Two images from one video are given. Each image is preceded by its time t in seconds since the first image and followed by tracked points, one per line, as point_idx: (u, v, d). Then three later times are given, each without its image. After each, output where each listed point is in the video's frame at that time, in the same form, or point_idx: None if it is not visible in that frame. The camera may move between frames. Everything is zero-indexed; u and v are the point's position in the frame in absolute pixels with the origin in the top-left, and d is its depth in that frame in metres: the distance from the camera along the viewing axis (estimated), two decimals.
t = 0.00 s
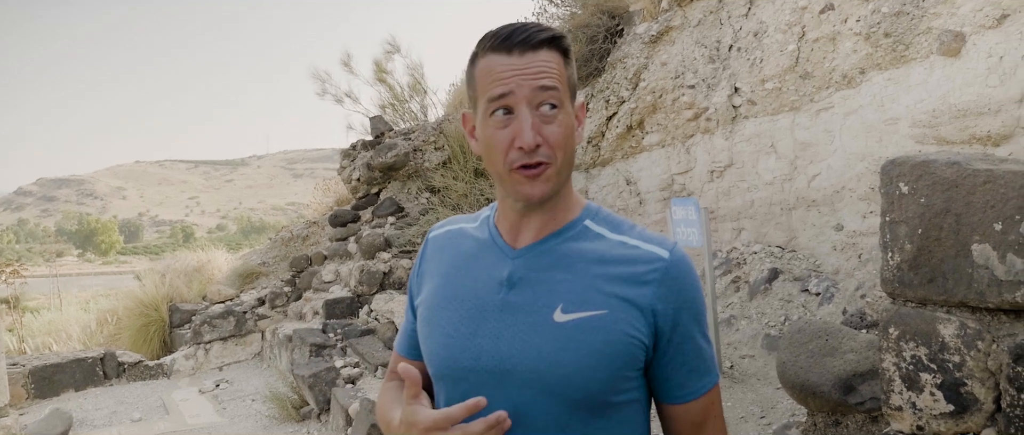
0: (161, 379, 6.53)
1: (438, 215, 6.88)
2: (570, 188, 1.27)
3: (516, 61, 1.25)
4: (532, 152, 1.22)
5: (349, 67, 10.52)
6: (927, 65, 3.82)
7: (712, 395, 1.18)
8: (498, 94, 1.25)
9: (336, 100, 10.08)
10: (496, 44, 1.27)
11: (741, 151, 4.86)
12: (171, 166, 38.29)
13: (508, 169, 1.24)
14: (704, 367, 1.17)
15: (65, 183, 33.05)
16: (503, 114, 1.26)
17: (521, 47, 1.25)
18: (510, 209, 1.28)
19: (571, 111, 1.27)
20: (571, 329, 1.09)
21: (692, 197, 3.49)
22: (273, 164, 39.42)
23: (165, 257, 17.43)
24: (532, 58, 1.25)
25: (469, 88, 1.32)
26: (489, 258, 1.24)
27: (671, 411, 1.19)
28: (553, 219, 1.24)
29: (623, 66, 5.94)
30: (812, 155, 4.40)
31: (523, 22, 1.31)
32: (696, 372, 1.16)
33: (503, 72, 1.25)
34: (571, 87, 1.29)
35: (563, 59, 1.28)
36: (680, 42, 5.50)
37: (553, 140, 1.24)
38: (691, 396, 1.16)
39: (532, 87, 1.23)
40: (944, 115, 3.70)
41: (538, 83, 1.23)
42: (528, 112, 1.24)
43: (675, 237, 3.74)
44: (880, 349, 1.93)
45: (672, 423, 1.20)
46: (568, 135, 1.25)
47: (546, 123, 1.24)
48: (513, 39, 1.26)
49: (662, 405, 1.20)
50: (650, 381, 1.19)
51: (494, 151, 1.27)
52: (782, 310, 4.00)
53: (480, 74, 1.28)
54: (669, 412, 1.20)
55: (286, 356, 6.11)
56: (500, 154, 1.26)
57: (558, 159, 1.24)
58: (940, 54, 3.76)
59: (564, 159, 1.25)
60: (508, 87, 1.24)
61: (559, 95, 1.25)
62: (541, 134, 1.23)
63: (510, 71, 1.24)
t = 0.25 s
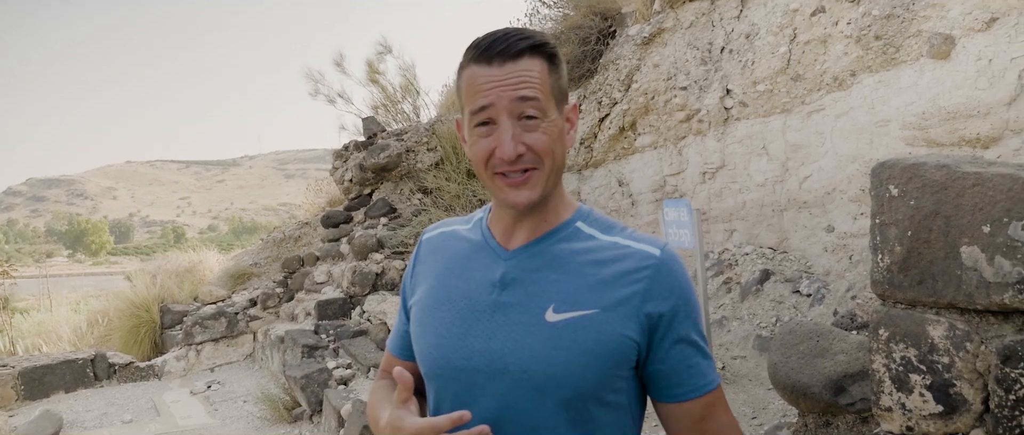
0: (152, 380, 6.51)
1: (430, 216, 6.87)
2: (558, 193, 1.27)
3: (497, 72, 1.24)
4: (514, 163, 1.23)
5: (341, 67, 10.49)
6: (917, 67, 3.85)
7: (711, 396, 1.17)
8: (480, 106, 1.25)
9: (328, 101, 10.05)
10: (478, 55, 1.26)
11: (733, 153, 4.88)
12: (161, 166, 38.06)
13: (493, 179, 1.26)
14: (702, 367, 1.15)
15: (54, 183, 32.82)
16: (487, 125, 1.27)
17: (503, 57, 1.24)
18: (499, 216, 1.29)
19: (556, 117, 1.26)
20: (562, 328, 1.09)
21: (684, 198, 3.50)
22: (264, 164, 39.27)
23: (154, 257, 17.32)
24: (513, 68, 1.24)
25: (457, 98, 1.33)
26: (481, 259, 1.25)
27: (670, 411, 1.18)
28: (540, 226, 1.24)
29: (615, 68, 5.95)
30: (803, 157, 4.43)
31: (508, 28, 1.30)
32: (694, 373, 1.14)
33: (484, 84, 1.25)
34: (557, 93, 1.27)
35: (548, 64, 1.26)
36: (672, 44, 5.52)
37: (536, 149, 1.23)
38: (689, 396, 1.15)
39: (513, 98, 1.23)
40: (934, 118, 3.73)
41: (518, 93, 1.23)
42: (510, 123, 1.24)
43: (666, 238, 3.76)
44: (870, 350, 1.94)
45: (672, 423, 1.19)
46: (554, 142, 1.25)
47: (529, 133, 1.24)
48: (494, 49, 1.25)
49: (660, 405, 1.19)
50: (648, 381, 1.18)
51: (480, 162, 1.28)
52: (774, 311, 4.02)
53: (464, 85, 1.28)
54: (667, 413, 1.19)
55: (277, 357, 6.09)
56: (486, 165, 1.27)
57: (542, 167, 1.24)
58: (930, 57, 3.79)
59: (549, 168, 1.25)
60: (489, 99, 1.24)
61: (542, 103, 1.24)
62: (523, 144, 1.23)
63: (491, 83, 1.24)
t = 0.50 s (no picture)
0: (144, 382, 6.47)
1: (423, 217, 6.86)
2: (550, 200, 1.28)
3: (482, 86, 1.23)
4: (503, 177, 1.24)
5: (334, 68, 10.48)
6: (908, 70, 3.88)
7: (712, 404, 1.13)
8: (467, 122, 1.25)
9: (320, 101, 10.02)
10: (462, 68, 1.25)
11: (725, 155, 4.90)
12: (153, 167, 37.86)
13: (484, 192, 1.27)
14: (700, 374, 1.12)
15: (45, 184, 32.61)
16: (475, 139, 1.27)
17: (487, 70, 1.23)
18: (491, 224, 1.30)
19: (545, 126, 1.26)
20: (550, 333, 1.09)
21: (676, 200, 3.51)
22: (256, 165, 39.12)
23: (145, 258, 17.23)
24: (498, 81, 1.23)
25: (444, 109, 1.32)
26: (474, 262, 1.26)
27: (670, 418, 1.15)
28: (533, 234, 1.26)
29: (608, 69, 5.96)
30: (795, 159, 4.45)
31: (491, 37, 1.28)
32: (691, 380, 1.12)
33: (469, 99, 1.24)
34: (544, 101, 1.26)
35: (533, 72, 1.25)
36: (664, 46, 5.54)
37: (524, 161, 1.24)
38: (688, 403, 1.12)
39: (499, 113, 1.22)
40: (924, 120, 3.76)
41: (504, 108, 1.22)
42: (498, 137, 1.24)
43: (659, 240, 3.77)
44: (862, 352, 1.95)
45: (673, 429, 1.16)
46: (543, 152, 1.25)
47: (517, 146, 1.24)
48: (478, 63, 1.24)
49: (659, 411, 1.16)
50: (645, 387, 1.16)
51: (469, 174, 1.29)
52: (765, 312, 4.03)
53: (450, 98, 1.28)
54: (668, 421, 1.16)
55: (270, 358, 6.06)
56: (476, 177, 1.28)
57: (532, 178, 1.25)
58: (920, 60, 3.81)
59: (539, 177, 1.25)
60: (476, 114, 1.24)
61: (529, 115, 1.23)
62: (513, 157, 1.24)
63: (476, 97, 1.23)
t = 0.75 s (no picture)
0: (136, 382, 6.44)
1: (418, 217, 6.85)
2: (553, 207, 1.29)
3: (488, 94, 1.23)
4: (508, 184, 1.24)
5: (327, 68, 10.45)
6: (901, 72, 3.90)
7: (710, 414, 1.14)
8: (472, 129, 1.25)
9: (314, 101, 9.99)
10: (468, 74, 1.25)
11: (719, 156, 4.91)
12: (145, 167, 37.66)
13: (488, 199, 1.27)
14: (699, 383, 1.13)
15: (36, 184, 32.41)
16: (479, 146, 1.27)
17: (493, 78, 1.23)
18: (494, 229, 1.31)
19: (550, 134, 1.26)
20: (548, 340, 1.09)
21: (671, 202, 3.51)
22: (249, 165, 38.98)
23: (137, 259, 17.14)
24: (504, 89, 1.23)
25: (448, 114, 1.32)
26: (475, 265, 1.26)
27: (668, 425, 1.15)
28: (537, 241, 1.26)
29: (602, 70, 5.97)
30: (788, 160, 4.46)
31: (496, 43, 1.28)
32: (689, 389, 1.12)
33: (475, 106, 1.24)
34: (549, 108, 1.27)
35: (539, 80, 1.25)
36: (658, 47, 5.55)
37: (530, 169, 1.24)
38: (685, 412, 1.13)
39: (505, 120, 1.22)
40: (917, 122, 3.78)
41: (511, 116, 1.22)
42: (504, 145, 1.24)
43: (653, 240, 3.78)
44: (857, 353, 1.96)
45: None
46: (548, 161, 1.26)
47: (523, 153, 1.25)
48: (483, 70, 1.24)
49: (657, 418, 1.16)
50: (644, 394, 1.17)
51: (473, 180, 1.29)
52: (759, 313, 4.05)
53: (455, 104, 1.28)
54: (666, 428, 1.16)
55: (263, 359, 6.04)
56: (480, 184, 1.28)
57: (537, 186, 1.25)
58: (913, 62, 3.83)
59: (544, 185, 1.26)
60: (482, 121, 1.24)
61: (534, 124, 1.24)
62: (518, 165, 1.24)
63: (482, 105, 1.23)
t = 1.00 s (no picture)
0: (130, 382, 6.41)
1: (412, 217, 6.84)
2: (554, 204, 1.29)
3: (490, 89, 1.23)
4: (509, 181, 1.24)
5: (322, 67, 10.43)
6: (895, 72, 3.92)
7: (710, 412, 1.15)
8: (473, 125, 1.25)
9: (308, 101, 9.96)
10: (469, 70, 1.25)
11: (714, 156, 4.92)
12: (138, 166, 37.49)
13: (489, 196, 1.27)
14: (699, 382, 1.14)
15: (28, 183, 32.22)
16: (480, 142, 1.27)
17: (494, 73, 1.23)
18: (494, 226, 1.31)
19: (552, 131, 1.26)
20: (549, 338, 1.11)
21: (666, 201, 3.52)
22: (243, 164, 38.84)
23: (130, 259, 17.06)
24: (506, 85, 1.23)
25: (449, 110, 1.32)
26: (475, 263, 1.27)
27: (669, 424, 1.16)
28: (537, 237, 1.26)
29: (597, 70, 5.97)
30: (782, 160, 4.48)
31: (499, 38, 1.28)
32: (690, 388, 1.14)
33: (477, 102, 1.24)
34: (551, 105, 1.27)
35: (542, 76, 1.25)
36: (653, 47, 5.55)
37: (531, 166, 1.24)
38: (686, 411, 1.14)
39: (506, 117, 1.22)
40: (911, 122, 3.80)
41: (512, 112, 1.22)
42: (505, 141, 1.24)
43: (648, 240, 3.79)
44: (853, 351, 1.96)
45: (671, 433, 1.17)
46: (550, 158, 1.26)
47: (524, 150, 1.25)
48: (485, 67, 1.24)
49: (657, 416, 1.18)
50: (644, 392, 1.18)
51: (473, 177, 1.29)
52: (754, 312, 4.05)
53: (456, 100, 1.28)
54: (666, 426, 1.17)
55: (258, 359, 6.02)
56: (481, 181, 1.28)
57: (538, 183, 1.25)
58: (907, 62, 3.85)
59: (545, 181, 1.26)
60: (483, 118, 1.24)
61: (535, 120, 1.24)
62: (519, 161, 1.24)
63: (484, 101, 1.23)
